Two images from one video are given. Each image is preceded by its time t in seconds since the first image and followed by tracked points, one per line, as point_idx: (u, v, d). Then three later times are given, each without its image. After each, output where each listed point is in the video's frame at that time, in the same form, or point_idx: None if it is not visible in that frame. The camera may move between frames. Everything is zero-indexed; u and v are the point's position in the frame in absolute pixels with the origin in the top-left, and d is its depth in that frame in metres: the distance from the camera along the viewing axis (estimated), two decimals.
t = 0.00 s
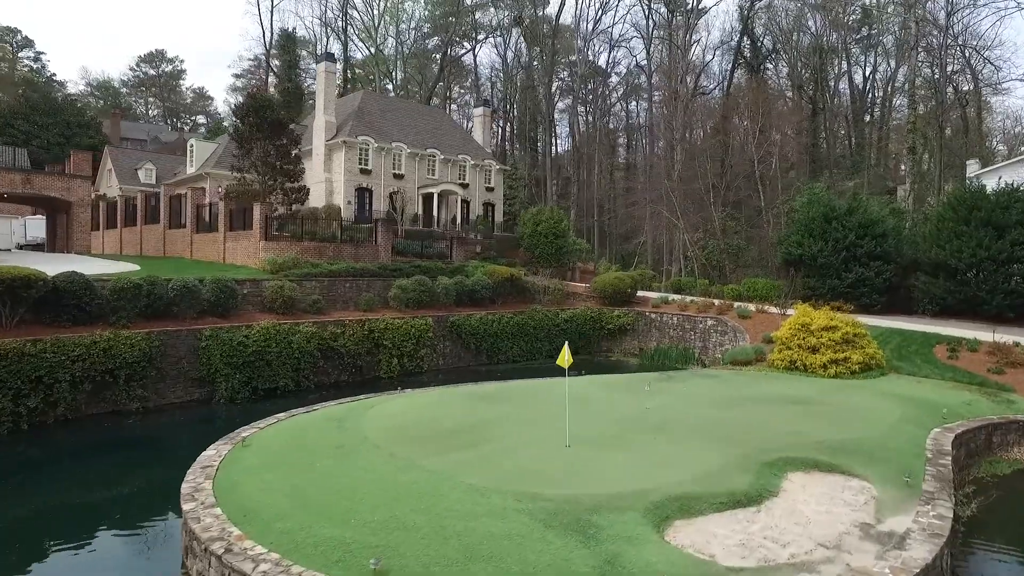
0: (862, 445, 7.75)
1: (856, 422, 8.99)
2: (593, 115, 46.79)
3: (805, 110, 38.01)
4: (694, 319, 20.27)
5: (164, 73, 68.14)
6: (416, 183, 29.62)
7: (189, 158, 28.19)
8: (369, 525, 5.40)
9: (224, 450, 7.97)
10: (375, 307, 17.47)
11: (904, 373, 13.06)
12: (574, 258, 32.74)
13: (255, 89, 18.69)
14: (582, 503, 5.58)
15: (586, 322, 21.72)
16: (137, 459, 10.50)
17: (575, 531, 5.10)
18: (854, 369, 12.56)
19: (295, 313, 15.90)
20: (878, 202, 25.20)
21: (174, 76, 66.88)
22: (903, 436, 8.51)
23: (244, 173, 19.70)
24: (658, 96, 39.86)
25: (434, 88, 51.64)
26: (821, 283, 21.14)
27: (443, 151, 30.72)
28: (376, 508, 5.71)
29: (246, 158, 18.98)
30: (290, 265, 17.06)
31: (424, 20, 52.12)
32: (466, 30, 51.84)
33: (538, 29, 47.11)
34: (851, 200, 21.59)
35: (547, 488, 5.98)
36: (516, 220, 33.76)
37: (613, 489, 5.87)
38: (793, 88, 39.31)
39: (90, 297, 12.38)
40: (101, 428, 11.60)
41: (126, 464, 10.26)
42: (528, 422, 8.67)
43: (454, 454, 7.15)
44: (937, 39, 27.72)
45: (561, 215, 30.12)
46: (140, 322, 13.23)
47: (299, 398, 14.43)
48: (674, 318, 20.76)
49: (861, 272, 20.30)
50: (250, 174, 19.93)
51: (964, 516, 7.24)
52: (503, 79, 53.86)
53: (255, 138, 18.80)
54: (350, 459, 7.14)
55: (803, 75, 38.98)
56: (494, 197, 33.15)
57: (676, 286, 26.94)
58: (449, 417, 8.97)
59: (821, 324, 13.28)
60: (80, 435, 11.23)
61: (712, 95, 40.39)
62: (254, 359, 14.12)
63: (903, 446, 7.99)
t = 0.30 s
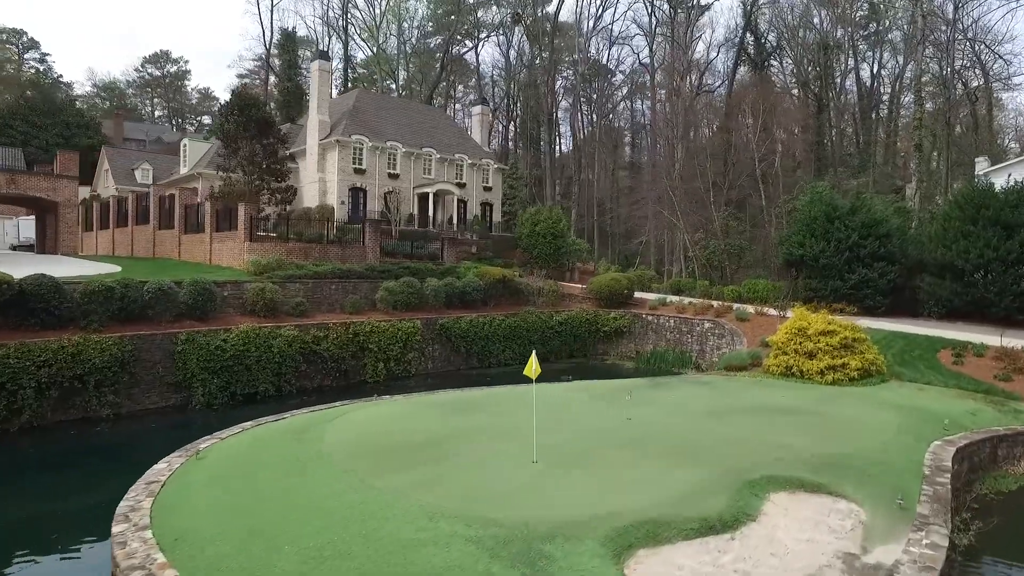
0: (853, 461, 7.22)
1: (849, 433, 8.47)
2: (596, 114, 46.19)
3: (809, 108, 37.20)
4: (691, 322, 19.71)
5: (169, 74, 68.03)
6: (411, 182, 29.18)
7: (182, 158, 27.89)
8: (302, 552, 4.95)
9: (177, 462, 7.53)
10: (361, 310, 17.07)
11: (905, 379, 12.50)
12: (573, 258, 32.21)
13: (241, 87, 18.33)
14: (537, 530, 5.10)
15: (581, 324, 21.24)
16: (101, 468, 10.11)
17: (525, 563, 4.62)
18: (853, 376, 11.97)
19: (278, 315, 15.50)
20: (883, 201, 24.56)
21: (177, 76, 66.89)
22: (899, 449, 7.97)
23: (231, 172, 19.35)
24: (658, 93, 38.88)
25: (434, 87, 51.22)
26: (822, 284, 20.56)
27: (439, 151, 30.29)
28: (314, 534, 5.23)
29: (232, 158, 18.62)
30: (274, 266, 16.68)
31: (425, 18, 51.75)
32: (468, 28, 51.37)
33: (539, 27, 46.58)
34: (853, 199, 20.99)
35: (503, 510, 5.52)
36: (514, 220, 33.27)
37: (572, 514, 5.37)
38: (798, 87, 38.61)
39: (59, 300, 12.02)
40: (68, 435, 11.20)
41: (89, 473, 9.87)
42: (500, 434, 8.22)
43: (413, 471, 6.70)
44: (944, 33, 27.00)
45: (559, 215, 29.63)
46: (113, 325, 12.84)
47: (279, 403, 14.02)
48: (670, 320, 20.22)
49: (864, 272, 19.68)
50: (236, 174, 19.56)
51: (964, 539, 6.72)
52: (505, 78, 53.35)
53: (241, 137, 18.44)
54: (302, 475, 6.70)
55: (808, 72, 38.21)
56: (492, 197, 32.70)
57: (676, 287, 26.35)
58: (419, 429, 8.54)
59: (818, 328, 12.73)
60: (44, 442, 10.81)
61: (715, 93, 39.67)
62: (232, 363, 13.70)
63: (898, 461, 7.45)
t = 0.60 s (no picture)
0: (846, 476, 6.73)
1: (844, 444, 7.96)
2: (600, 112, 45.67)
3: (816, 105, 36.46)
4: (690, 324, 19.15)
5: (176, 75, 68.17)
6: (409, 181, 28.81)
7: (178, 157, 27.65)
8: None
9: (132, 473, 7.17)
10: (350, 312, 16.71)
11: (910, 385, 11.94)
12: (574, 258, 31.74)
13: (231, 85, 18.04)
14: (491, 554, 4.68)
15: (577, 325, 20.78)
16: (69, 474, 9.78)
17: None
18: (854, 381, 11.44)
19: (263, 318, 15.14)
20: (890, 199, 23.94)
21: (182, 77, 67.09)
22: (898, 463, 7.44)
23: (221, 172, 19.07)
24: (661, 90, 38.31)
25: (437, 86, 50.95)
26: (826, 285, 19.99)
27: (437, 150, 29.93)
28: (251, 555, 4.82)
29: (221, 157, 18.31)
30: (262, 268, 16.37)
31: (428, 18, 51.56)
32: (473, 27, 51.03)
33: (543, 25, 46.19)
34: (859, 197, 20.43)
35: (458, 531, 5.09)
36: (515, 220, 32.81)
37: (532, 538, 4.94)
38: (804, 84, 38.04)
39: (33, 303, 11.75)
40: (38, 441, 10.86)
41: (55, 480, 9.54)
42: (473, 442, 7.80)
43: (372, 485, 6.28)
44: (954, 25, 26.26)
45: (559, 214, 29.18)
46: (89, 328, 12.53)
47: (261, 408, 13.63)
48: (670, 322, 19.72)
49: (870, 272, 19.08)
50: (227, 173, 19.27)
51: (968, 564, 6.18)
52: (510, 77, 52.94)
53: (231, 136, 18.14)
54: (254, 489, 6.30)
55: (816, 69, 37.52)
56: (492, 196, 32.30)
57: (677, 287, 25.82)
58: (388, 438, 8.14)
59: (817, 331, 12.21)
60: (12, 449, 10.47)
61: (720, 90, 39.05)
62: (214, 367, 13.35)
63: (896, 476, 6.93)
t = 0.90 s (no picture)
0: (836, 491, 6.27)
1: (838, 455, 7.49)
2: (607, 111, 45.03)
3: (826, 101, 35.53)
4: (692, 326, 18.54)
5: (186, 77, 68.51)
6: (410, 181, 28.41)
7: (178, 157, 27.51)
8: None
9: (83, 482, 6.82)
10: (340, 313, 16.34)
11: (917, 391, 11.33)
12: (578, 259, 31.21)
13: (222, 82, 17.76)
14: None
15: (576, 326, 20.27)
16: (35, 479, 9.47)
17: None
18: (857, 388, 10.86)
19: (250, 319, 14.83)
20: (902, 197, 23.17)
21: (192, 78, 67.42)
22: (897, 475, 6.94)
23: (212, 171, 18.83)
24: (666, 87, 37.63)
25: (442, 84, 50.68)
26: (834, 285, 19.34)
27: (438, 148, 29.51)
28: None
29: (212, 156, 18.05)
30: (250, 268, 16.06)
31: (434, 17, 51.36)
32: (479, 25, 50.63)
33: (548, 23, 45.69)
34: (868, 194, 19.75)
35: (409, 554, 4.70)
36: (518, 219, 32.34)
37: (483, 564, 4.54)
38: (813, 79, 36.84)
39: (8, 304, 11.51)
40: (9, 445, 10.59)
41: (20, 486, 9.24)
42: (444, 451, 7.44)
43: (331, 499, 5.94)
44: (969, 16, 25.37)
45: (562, 213, 28.67)
46: (66, 330, 12.26)
47: (244, 411, 13.28)
48: (671, 324, 19.12)
49: (879, 272, 18.41)
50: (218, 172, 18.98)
51: None
52: (516, 76, 52.48)
53: (221, 133, 17.87)
54: (205, 501, 5.96)
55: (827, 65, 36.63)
56: (494, 195, 31.83)
57: (681, 288, 25.19)
58: (358, 445, 7.80)
59: (820, 334, 11.64)
60: None
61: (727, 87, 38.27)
62: (196, 369, 13.04)
63: (894, 493, 6.41)
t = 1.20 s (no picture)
0: (822, 507, 5.90)
1: (828, 469, 7.09)
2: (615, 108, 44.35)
3: (837, 97, 34.55)
4: (693, 328, 17.91)
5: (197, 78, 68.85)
6: (409, 179, 28.00)
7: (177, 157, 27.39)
8: None
9: (25, 495, 6.47)
10: (329, 315, 15.97)
11: (925, 399, 10.71)
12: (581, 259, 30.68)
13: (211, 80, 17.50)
14: None
15: (574, 328, 19.75)
16: None
17: None
18: (860, 396, 10.25)
19: (236, 321, 14.50)
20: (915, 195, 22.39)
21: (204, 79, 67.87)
22: (888, 490, 6.53)
23: (203, 169, 18.58)
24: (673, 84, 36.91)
25: (448, 83, 50.39)
26: (842, 285, 18.70)
27: (438, 146, 29.09)
28: None
29: (202, 154, 17.80)
30: (237, 269, 15.74)
31: (440, 16, 51.10)
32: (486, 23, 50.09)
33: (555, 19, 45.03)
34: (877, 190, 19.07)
35: (361, 574, 4.42)
36: (520, 219, 31.83)
37: None
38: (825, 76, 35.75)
39: None
40: None
41: None
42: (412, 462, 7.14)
43: (287, 513, 5.66)
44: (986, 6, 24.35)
45: (565, 212, 28.16)
46: (41, 333, 11.99)
47: (225, 416, 12.94)
48: (672, 326, 18.53)
49: (888, 273, 17.72)
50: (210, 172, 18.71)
51: None
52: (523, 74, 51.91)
53: (211, 132, 17.63)
54: (163, 512, 5.70)
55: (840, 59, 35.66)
56: (497, 193, 31.37)
57: (686, 288, 24.54)
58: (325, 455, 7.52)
59: (822, 337, 10.96)
60: None
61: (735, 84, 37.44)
62: (176, 373, 12.71)
63: (893, 516, 5.83)
